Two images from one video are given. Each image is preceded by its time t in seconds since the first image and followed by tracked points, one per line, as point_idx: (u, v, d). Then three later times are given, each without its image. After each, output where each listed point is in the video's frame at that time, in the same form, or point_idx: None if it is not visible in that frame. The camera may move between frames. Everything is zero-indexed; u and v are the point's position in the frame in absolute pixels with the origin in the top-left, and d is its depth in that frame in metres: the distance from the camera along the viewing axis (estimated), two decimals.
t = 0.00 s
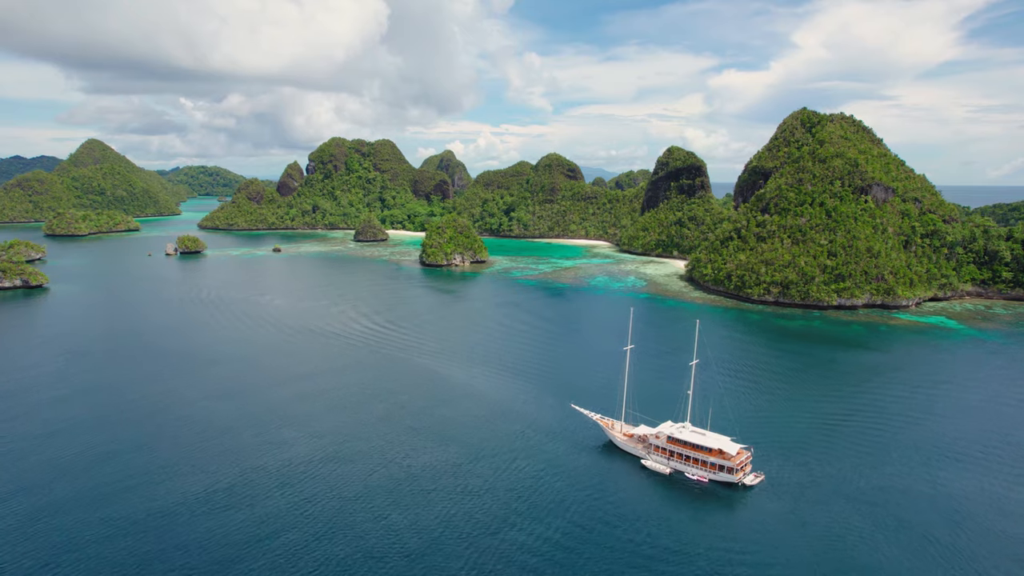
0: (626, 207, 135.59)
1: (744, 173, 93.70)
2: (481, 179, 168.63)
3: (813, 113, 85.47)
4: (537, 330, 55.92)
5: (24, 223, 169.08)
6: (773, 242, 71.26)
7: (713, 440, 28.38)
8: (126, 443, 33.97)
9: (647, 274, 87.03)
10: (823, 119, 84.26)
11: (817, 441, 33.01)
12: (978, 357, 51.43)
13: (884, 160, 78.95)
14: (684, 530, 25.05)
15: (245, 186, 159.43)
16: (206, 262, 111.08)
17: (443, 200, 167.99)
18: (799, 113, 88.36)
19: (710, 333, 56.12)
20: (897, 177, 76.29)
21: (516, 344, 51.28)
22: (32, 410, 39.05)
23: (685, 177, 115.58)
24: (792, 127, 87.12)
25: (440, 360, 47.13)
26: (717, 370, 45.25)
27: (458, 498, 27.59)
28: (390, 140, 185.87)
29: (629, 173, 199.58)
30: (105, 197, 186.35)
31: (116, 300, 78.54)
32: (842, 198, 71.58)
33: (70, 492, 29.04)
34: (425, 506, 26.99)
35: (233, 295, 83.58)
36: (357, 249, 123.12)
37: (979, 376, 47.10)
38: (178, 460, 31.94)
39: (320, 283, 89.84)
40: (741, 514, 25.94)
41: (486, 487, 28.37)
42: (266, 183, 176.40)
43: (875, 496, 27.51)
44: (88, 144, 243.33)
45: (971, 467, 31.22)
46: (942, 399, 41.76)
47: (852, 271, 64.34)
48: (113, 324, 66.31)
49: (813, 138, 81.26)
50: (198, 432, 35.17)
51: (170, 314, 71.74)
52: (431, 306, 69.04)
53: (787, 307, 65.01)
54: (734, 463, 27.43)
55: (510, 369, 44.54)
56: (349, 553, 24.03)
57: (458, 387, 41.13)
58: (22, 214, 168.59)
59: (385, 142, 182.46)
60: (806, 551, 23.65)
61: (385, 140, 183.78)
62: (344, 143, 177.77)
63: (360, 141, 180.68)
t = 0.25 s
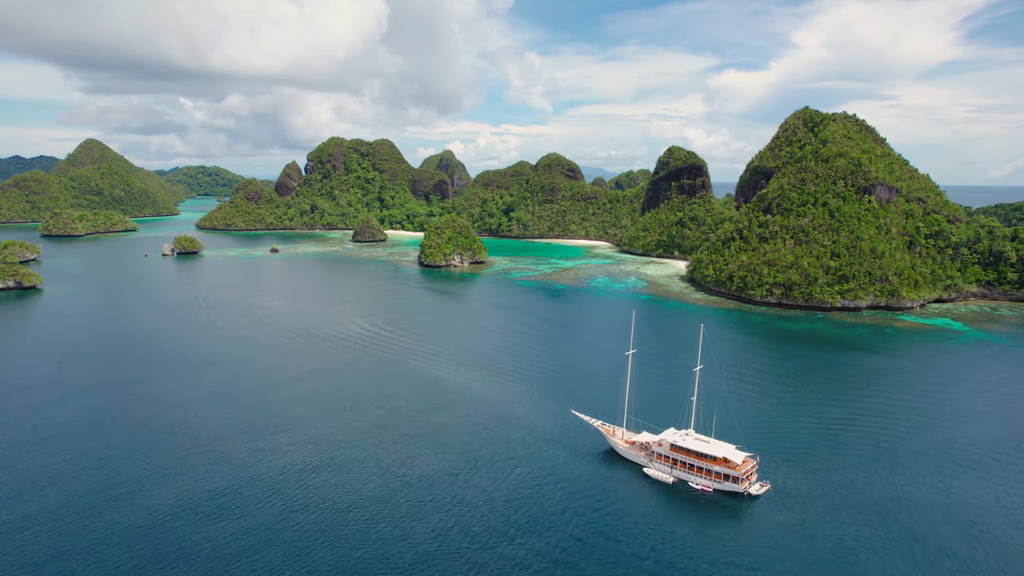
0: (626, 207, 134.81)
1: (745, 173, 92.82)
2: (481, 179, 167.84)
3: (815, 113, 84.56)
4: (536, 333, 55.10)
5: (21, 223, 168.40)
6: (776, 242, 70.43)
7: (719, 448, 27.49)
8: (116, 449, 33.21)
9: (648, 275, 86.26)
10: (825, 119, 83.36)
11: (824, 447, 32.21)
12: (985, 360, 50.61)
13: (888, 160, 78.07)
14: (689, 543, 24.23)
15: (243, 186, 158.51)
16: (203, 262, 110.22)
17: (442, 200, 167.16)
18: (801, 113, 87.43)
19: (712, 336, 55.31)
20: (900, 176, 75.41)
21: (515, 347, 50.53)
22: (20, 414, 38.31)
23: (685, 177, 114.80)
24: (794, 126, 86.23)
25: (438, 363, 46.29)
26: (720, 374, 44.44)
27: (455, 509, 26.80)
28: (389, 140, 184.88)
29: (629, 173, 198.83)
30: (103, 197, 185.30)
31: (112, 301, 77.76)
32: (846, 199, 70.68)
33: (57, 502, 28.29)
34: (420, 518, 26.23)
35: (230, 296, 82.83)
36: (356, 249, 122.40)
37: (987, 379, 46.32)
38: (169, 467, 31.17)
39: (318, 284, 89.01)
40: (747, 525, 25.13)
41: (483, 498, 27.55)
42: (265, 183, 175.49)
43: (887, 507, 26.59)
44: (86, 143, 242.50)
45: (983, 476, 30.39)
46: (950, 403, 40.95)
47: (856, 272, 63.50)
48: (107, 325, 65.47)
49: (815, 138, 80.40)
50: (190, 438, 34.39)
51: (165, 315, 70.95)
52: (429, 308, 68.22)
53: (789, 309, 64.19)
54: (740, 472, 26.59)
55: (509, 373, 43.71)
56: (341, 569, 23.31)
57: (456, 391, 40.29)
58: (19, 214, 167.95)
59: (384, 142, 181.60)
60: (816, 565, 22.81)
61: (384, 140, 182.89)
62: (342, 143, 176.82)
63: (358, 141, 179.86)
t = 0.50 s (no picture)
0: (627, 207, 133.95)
1: (747, 172, 91.95)
2: (480, 179, 166.99)
3: (818, 112, 83.67)
4: (536, 335, 54.25)
5: (18, 223, 167.54)
6: (779, 243, 69.57)
7: (723, 456, 26.67)
8: (104, 455, 32.40)
9: (649, 276, 85.40)
10: (828, 118, 82.45)
11: (830, 454, 31.38)
12: (991, 362, 49.75)
13: (891, 160, 77.18)
14: (693, 555, 23.39)
15: (242, 186, 157.70)
16: (200, 262, 109.39)
17: (441, 200, 166.31)
18: (804, 112, 86.52)
19: (714, 338, 54.45)
20: (904, 176, 74.50)
21: (514, 349, 49.68)
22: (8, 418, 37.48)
23: (686, 176, 113.97)
24: (796, 125, 85.35)
25: (436, 366, 45.43)
26: (723, 377, 43.58)
27: (452, 519, 25.98)
28: (388, 140, 184.01)
29: (630, 172, 198.04)
30: (101, 197, 184.32)
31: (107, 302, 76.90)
32: (849, 199, 69.78)
33: (41, 511, 27.47)
34: (415, 529, 25.39)
35: (226, 297, 81.99)
36: (354, 249, 121.60)
37: (994, 382, 45.47)
38: (158, 474, 30.35)
39: (315, 285, 88.10)
40: (753, 537, 24.30)
41: (480, 507, 26.72)
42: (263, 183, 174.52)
43: (897, 519, 25.74)
44: (85, 143, 241.54)
45: (995, 485, 29.55)
46: (958, 408, 40.10)
47: (860, 273, 62.64)
48: (100, 327, 64.62)
49: (818, 137, 79.50)
50: (180, 444, 33.55)
51: (160, 317, 70.06)
52: (428, 310, 67.39)
53: (792, 310, 63.34)
54: (745, 482, 25.74)
55: (508, 376, 42.86)
56: None
57: (453, 396, 39.43)
58: (16, 214, 167.08)
59: (382, 141, 180.62)
60: None
61: (383, 139, 182.01)
62: (341, 142, 175.85)
63: (357, 140, 179.05)
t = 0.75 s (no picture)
0: (627, 207, 133.06)
1: (749, 172, 91.10)
2: (480, 179, 166.14)
3: (821, 111, 82.82)
4: (535, 338, 53.39)
5: (15, 224, 166.70)
6: (781, 244, 68.76)
7: (729, 466, 25.93)
8: (91, 462, 31.57)
9: (650, 277, 84.55)
10: (831, 117, 81.60)
11: (839, 463, 30.53)
12: (999, 365, 48.87)
13: (895, 160, 76.32)
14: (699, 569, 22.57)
15: (240, 186, 156.82)
16: (197, 263, 108.52)
17: (440, 200, 165.42)
18: (806, 111, 85.67)
19: (716, 341, 53.58)
20: (908, 176, 73.65)
21: (513, 353, 48.83)
22: None
23: (687, 176, 113.21)
24: (799, 125, 84.52)
25: (433, 370, 44.56)
26: (727, 381, 42.69)
27: (449, 531, 25.12)
28: (387, 139, 183.11)
29: (630, 172, 197.24)
30: (99, 197, 183.48)
31: (102, 304, 76.11)
32: (853, 199, 68.92)
33: (25, 521, 26.62)
34: (410, 542, 24.56)
35: (223, 299, 81.12)
36: (353, 250, 120.76)
37: (1003, 385, 44.58)
38: (146, 482, 29.49)
39: (313, 287, 87.18)
40: (760, 550, 23.47)
41: (478, 518, 25.90)
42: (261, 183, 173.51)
43: (910, 532, 24.88)
44: (83, 143, 240.68)
45: (1009, 494, 28.70)
46: (967, 413, 39.25)
47: (864, 274, 61.83)
48: (94, 329, 63.75)
49: (821, 137, 78.66)
50: (170, 451, 32.70)
51: (155, 319, 69.17)
52: (426, 312, 66.52)
53: (796, 312, 62.50)
54: (752, 492, 25.00)
55: (507, 381, 42.02)
56: None
57: (451, 401, 38.56)
58: (13, 215, 166.23)
59: (381, 141, 179.72)
60: None
61: (382, 139, 181.15)
62: (339, 142, 174.93)
63: (356, 140, 178.24)
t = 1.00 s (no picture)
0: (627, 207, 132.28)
1: (751, 172, 90.28)
2: (479, 179, 165.35)
3: (824, 111, 82.01)
4: (535, 340, 52.59)
5: (13, 224, 165.94)
6: (784, 245, 67.95)
7: (734, 475, 25.14)
8: (78, 469, 30.68)
9: (650, 278, 83.73)
10: (834, 117, 80.77)
11: (849, 472, 29.64)
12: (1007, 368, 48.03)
13: (899, 159, 75.48)
14: None
15: (238, 186, 156.12)
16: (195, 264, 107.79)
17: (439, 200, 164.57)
18: (809, 111, 84.84)
19: (719, 343, 52.76)
20: (913, 176, 72.81)
21: (513, 356, 48.01)
22: None
23: (688, 176, 112.34)
24: (801, 124, 83.71)
25: (431, 374, 43.74)
26: (731, 385, 41.80)
27: (445, 543, 24.26)
28: (386, 139, 182.29)
29: (630, 172, 196.51)
30: (98, 196, 182.72)
31: (97, 305, 75.31)
32: (856, 199, 68.09)
33: (8, 531, 25.81)
34: (404, 554, 23.75)
35: (219, 300, 80.35)
36: (351, 250, 119.94)
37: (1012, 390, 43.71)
38: (134, 490, 28.65)
39: (310, 288, 86.42)
40: (767, 563, 22.64)
41: (474, 529, 25.09)
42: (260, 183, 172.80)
43: (921, 545, 24.07)
44: (82, 143, 239.96)
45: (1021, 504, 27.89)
46: (977, 418, 38.37)
47: (868, 276, 61.01)
48: (87, 331, 62.95)
49: (824, 136, 77.83)
50: (160, 458, 31.83)
51: (150, 320, 68.39)
52: (424, 313, 65.72)
53: (799, 314, 61.67)
54: (758, 502, 24.18)
55: (506, 385, 41.19)
56: None
57: (448, 406, 37.71)
58: (11, 214, 165.47)
59: (381, 141, 178.93)
60: None
61: (381, 139, 180.40)
62: (338, 142, 174.15)
63: (355, 140, 177.49)
